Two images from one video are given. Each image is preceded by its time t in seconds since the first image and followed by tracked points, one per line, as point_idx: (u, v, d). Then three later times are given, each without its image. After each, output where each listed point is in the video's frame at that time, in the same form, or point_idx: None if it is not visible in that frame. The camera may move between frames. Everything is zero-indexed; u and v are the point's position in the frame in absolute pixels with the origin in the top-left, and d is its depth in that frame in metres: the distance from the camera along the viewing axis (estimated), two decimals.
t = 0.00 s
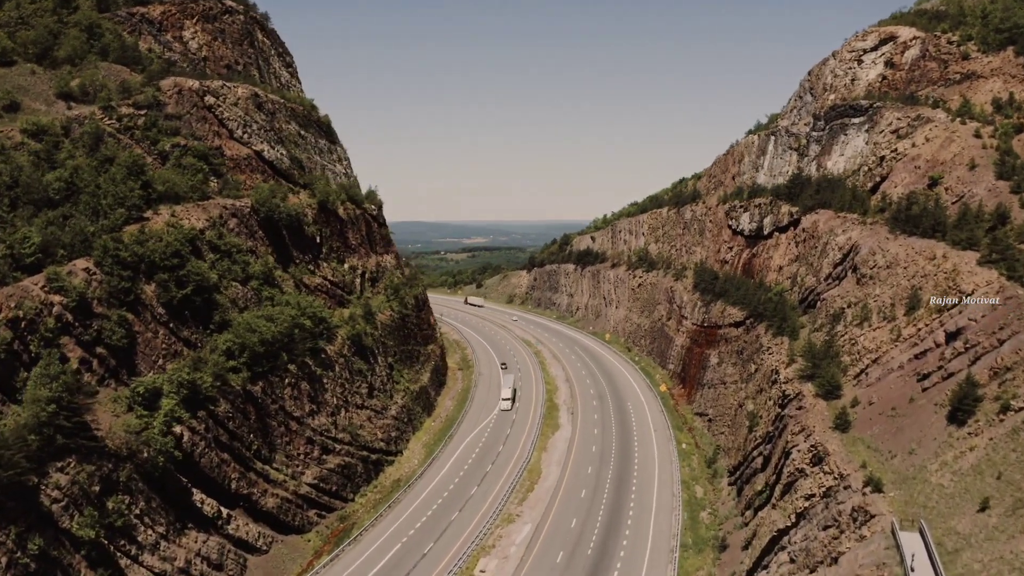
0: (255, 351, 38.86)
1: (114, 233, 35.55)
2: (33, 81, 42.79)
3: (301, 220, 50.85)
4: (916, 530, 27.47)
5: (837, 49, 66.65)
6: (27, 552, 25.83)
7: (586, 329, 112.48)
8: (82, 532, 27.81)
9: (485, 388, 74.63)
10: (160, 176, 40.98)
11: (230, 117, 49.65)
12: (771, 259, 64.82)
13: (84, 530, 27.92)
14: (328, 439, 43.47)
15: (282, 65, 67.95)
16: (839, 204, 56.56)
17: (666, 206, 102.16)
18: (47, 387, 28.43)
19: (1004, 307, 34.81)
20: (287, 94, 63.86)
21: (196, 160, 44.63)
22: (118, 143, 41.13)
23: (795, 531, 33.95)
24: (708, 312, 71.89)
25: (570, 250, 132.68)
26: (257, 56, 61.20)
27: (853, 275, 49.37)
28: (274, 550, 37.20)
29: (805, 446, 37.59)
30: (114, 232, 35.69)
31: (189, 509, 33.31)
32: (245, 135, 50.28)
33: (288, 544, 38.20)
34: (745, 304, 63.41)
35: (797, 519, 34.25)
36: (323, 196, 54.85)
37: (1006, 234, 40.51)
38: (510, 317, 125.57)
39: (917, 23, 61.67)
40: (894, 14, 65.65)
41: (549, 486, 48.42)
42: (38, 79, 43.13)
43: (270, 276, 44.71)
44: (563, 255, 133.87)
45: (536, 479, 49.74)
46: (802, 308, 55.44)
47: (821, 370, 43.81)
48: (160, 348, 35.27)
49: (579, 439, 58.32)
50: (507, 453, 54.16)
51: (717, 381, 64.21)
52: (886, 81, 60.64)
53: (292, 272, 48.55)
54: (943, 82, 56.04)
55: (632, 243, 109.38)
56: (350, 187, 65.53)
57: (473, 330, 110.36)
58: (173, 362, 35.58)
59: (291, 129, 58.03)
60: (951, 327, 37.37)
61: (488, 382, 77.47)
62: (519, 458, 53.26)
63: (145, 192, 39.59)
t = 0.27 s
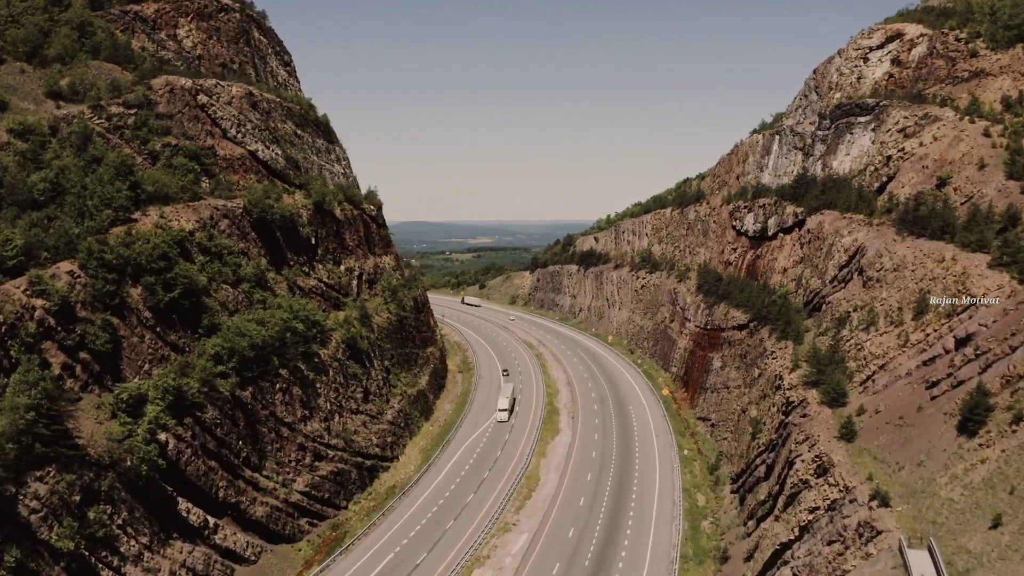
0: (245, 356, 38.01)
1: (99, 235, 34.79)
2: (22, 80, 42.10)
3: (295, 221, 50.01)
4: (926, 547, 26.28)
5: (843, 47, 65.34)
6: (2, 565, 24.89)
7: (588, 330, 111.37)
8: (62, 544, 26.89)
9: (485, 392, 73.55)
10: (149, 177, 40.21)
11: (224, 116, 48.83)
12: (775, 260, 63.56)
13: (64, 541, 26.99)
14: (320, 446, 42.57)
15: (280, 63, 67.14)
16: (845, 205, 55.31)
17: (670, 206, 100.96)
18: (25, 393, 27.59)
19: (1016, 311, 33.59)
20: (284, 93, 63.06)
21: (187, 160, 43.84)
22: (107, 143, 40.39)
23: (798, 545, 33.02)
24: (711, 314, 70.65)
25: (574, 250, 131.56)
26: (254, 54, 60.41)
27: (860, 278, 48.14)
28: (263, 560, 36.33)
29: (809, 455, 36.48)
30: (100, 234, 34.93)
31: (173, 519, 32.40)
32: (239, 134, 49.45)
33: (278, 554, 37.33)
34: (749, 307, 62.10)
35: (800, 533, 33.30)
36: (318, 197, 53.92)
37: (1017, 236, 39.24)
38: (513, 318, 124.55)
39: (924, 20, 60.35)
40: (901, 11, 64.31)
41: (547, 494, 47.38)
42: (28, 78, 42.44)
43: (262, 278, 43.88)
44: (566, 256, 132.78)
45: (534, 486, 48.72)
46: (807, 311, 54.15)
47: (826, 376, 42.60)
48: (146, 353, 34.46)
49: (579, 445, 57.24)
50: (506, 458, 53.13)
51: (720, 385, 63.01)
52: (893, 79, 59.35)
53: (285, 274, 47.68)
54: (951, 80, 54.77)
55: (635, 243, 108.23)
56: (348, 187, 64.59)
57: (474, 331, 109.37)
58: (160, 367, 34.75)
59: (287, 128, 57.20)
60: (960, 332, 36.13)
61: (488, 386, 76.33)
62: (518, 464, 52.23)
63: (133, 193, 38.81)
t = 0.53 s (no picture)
0: (232, 362, 37.04)
1: (82, 237, 33.92)
2: (9, 79, 41.28)
3: (288, 222, 49.03)
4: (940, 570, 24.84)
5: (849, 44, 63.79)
6: None
7: (592, 332, 110.05)
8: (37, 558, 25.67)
9: (485, 396, 72.34)
10: (136, 177, 39.28)
11: (216, 115, 47.89)
12: (780, 262, 62.05)
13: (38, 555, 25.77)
14: (311, 453, 41.55)
15: (276, 62, 66.18)
16: (852, 205, 53.80)
17: (674, 206, 99.51)
18: None
19: None
20: (280, 91, 62.11)
21: (177, 160, 42.96)
22: (93, 142, 39.54)
23: (802, 563, 32.07)
24: (715, 317, 69.18)
25: (577, 251, 130.23)
26: (249, 52, 59.46)
27: (867, 281, 46.67)
28: (249, 572, 35.32)
29: (814, 468, 35.23)
30: (82, 236, 34.06)
31: (156, 530, 31.34)
32: (231, 134, 48.51)
33: (265, 566, 36.31)
34: (754, 310, 60.64)
35: (804, 551, 32.32)
36: (313, 197, 52.82)
37: None
38: (516, 320, 123.35)
39: (933, 17, 58.76)
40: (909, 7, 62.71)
41: (545, 503, 46.17)
42: (15, 77, 41.61)
43: (253, 281, 42.91)
44: (570, 257, 131.46)
45: (531, 494, 47.52)
46: (812, 315, 52.68)
47: (832, 384, 41.17)
48: (129, 359, 33.54)
49: (579, 451, 56.00)
50: (503, 466, 51.93)
51: (723, 390, 61.59)
52: (901, 77, 57.79)
53: (277, 276, 46.70)
54: (961, 78, 53.24)
55: (639, 244, 106.84)
56: (345, 187, 63.49)
57: (476, 333, 108.23)
58: (143, 373, 33.85)
59: (282, 128, 56.24)
60: (971, 339, 34.68)
61: (488, 389, 75.10)
62: (515, 471, 51.06)
63: (119, 193, 37.91)
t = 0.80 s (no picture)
0: (219, 367, 36.20)
1: (65, 239, 33.16)
2: None
3: (282, 223, 48.16)
4: None
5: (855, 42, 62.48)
6: None
7: (594, 334, 108.91)
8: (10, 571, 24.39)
9: (484, 399, 71.34)
10: (124, 177, 38.50)
11: (209, 113, 47.07)
12: (785, 264, 60.77)
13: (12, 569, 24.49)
14: (302, 460, 40.65)
15: (273, 60, 65.28)
16: (858, 206, 52.52)
17: (678, 207, 98.26)
18: None
19: None
20: (276, 90, 61.26)
21: (167, 160, 42.19)
22: (81, 142, 38.78)
23: None
24: (718, 320, 67.95)
25: (580, 252, 129.07)
26: (244, 51, 58.62)
27: (874, 284, 45.41)
28: None
29: (818, 479, 34.19)
30: (66, 238, 33.31)
31: (139, 541, 30.40)
32: (224, 133, 47.66)
33: None
34: (757, 313, 59.41)
35: (807, 566, 31.59)
36: (307, 197, 51.84)
37: None
38: (518, 321, 122.32)
39: (940, 13, 57.36)
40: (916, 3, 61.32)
41: (542, 512, 45.15)
42: (3, 76, 40.88)
43: (243, 283, 42.06)
44: (573, 257, 130.32)
45: (528, 502, 46.58)
46: (817, 318, 51.43)
47: (838, 392, 39.95)
48: (113, 364, 32.70)
49: (579, 457, 54.97)
50: (500, 472, 50.95)
51: (726, 394, 60.36)
52: (907, 75, 56.43)
53: (269, 278, 45.83)
54: (969, 76, 51.90)
55: (642, 245, 105.65)
56: (342, 187, 62.54)
57: (478, 335, 107.29)
58: (128, 379, 33.03)
59: (277, 127, 55.42)
60: (981, 345, 33.41)
61: (488, 392, 74.02)
62: (513, 478, 50.06)
63: (106, 194, 37.13)
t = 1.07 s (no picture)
0: (206, 372, 35.33)
1: (48, 241, 32.38)
2: None
3: (275, 224, 47.32)
4: None
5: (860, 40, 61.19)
6: None
7: (597, 335, 107.76)
8: None
9: (484, 402, 70.33)
10: (111, 177, 37.74)
11: (201, 112, 46.30)
12: (789, 265, 59.50)
13: None
14: (293, 467, 39.76)
15: (270, 59, 64.51)
16: (864, 207, 51.23)
17: (682, 207, 96.99)
18: None
19: None
20: (272, 89, 60.48)
21: (157, 160, 41.39)
22: (67, 142, 37.99)
23: None
24: (721, 323, 66.73)
25: (583, 253, 127.90)
26: (240, 49, 57.86)
27: (880, 287, 44.15)
28: None
29: (823, 492, 33.03)
30: (49, 240, 32.52)
31: (121, 553, 29.43)
32: (216, 132, 46.86)
33: None
34: (761, 316, 58.17)
35: None
36: (302, 197, 50.87)
37: None
38: (520, 322, 121.24)
39: (948, 9, 55.99)
40: None
41: (539, 520, 44.08)
42: None
43: (234, 285, 41.22)
44: (576, 258, 129.15)
45: (525, 510, 45.51)
46: (822, 321, 50.20)
47: (843, 399, 38.76)
48: (96, 370, 31.89)
49: (578, 463, 53.85)
50: (497, 479, 49.94)
51: (729, 399, 59.16)
52: (914, 73, 55.10)
53: (261, 280, 44.97)
54: (977, 73, 50.50)
55: (646, 246, 104.43)
56: (339, 187, 61.69)
57: (479, 336, 106.28)
58: (111, 385, 32.20)
59: (272, 126, 54.60)
60: (992, 352, 32.14)
61: (488, 395, 72.95)
62: (510, 485, 49.03)
63: (92, 195, 36.34)
